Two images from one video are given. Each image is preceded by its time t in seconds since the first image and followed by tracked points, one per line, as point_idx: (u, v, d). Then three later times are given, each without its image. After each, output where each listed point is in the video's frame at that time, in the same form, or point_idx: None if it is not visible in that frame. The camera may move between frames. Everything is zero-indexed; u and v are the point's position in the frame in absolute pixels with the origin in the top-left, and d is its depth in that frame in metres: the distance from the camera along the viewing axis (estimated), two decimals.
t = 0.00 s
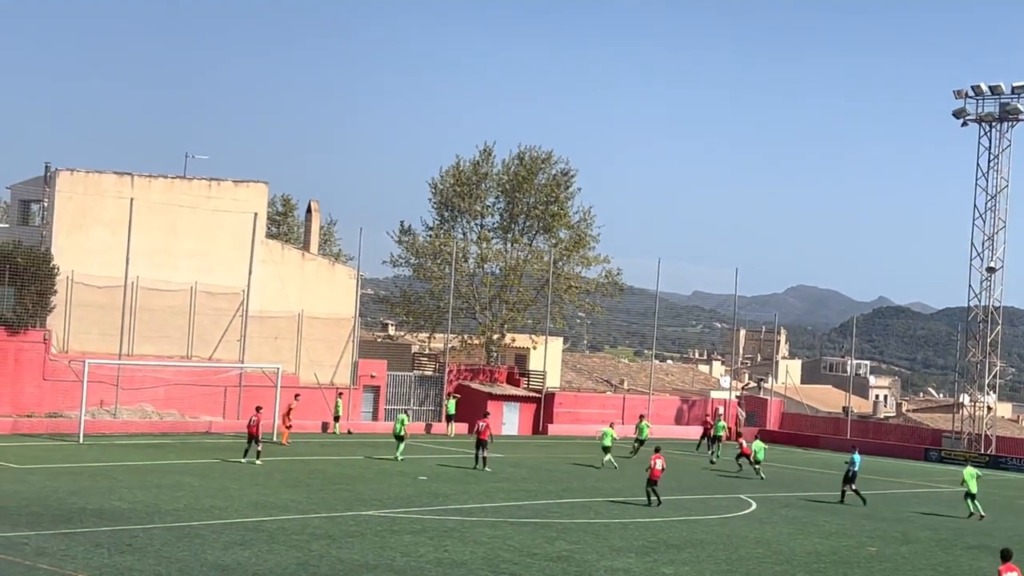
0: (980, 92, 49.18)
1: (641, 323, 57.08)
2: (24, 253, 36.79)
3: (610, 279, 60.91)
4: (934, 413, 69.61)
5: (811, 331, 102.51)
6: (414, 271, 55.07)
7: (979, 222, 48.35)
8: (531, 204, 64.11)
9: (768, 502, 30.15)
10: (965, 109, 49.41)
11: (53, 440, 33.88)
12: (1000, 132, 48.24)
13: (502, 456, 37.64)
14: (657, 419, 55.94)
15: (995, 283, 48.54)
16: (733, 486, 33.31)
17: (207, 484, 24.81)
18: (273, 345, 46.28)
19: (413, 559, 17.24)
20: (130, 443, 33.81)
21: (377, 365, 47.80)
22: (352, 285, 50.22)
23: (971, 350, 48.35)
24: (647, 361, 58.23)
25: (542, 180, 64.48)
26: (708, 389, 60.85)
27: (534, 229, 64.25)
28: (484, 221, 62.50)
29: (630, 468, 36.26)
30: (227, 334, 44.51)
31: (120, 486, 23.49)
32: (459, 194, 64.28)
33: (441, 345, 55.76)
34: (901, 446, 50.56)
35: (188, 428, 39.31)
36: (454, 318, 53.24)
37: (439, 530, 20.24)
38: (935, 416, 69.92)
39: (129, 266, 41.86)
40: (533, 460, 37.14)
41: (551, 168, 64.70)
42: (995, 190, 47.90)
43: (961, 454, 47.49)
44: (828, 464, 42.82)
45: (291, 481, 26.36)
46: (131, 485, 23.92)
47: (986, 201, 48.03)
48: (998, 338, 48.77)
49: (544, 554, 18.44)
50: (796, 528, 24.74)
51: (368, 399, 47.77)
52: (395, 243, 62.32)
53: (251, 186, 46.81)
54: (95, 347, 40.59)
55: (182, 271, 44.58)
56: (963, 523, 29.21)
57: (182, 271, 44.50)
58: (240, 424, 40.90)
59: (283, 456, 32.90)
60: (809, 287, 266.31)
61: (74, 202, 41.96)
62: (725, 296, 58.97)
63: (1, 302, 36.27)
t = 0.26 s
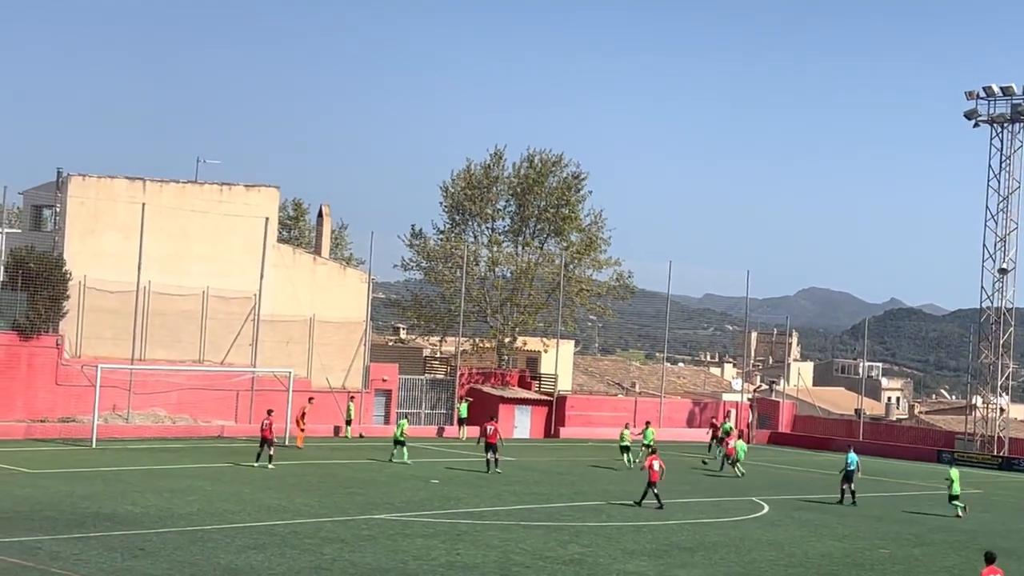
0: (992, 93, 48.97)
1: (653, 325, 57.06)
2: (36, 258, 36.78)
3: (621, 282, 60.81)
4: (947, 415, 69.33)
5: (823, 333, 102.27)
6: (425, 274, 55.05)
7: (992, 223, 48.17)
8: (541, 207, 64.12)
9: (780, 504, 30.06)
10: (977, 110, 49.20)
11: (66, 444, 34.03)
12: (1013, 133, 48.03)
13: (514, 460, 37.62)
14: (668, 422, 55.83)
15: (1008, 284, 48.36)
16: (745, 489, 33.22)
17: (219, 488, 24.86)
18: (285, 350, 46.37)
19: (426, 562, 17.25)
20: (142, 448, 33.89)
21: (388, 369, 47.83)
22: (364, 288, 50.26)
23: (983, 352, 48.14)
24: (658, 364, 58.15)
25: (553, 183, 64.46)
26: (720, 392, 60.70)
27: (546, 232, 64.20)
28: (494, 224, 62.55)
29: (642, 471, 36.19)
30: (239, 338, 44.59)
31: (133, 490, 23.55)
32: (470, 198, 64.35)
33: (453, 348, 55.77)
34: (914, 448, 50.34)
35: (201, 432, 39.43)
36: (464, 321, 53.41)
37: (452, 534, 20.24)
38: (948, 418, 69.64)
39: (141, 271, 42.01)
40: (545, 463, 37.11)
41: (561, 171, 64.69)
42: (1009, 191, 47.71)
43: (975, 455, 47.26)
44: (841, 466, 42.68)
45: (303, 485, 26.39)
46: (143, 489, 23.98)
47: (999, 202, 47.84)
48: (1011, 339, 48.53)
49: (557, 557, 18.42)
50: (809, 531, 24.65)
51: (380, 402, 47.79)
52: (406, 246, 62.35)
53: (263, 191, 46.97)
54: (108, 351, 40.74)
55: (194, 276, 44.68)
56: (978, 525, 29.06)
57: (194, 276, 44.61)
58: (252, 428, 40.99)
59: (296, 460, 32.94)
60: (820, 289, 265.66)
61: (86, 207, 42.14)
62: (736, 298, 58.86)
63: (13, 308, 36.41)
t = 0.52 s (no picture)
0: (1007, 91, 48.74)
1: (667, 325, 57.02)
2: (52, 261, 37.04)
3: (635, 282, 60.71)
4: (963, 415, 69.01)
5: (838, 332, 101.95)
6: (439, 275, 55.01)
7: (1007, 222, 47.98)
8: (555, 207, 64.08)
9: (796, 504, 29.98)
10: (992, 108, 48.97)
11: (83, 446, 34.19)
12: None
13: (529, 461, 37.61)
14: (683, 422, 55.71)
15: None
16: (760, 489, 33.13)
17: (235, 490, 24.91)
18: (300, 351, 46.50)
19: (442, 563, 17.26)
20: (158, 449, 34.02)
21: (403, 370, 47.82)
22: (378, 290, 50.32)
23: (999, 351, 47.94)
24: (673, 363, 58.09)
25: (566, 184, 64.44)
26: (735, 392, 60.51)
27: (559, 233, 64.18)
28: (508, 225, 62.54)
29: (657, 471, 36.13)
30: (254, 340, 44.72)
31: (148, 492, 23.62)
32: (484, 198, 64.34)
33: (467, 349, 55.78)
34: (931, 447, 50.13)
35: (217, 434, 39.58)
36: (479, 322, 53.40)
37: (467, 534, 20.25)
38: (964, 417, 69.32)
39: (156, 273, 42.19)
40: (560, 463, 37.07)
41: (575, 171, 64.64)
42: None
43: (991, 455, 47.04)
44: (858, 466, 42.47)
45: (319, 486, 26.44)
46: (160, 491, 24.07)
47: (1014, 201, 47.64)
48: None
49: (572, 558, 18.39)
50: (825, 531, 24.56)
51: (395, 403, 47.84)
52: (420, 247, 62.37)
53: (276, 193, 47.14)
54: (123, 353, 40.91)
55: (209, 278, 44.85)
56: (995, 524, 28.91)
57: (209, 278, 44.78)
58: (267, 430, 41.09)
59: (311, 461, 33.02)
60: (835, 287, 264.66)
61: (101, 210, 42.37)
62: (750, 298, 58.78)
63: (29, 311, 36.56)
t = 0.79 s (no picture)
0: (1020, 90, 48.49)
1: (679, 326, 56.97)
2: (66, 263, 37.28)
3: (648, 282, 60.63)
4: (977, 415, 68.71)
5: (850, 332, 101.69)
6: (451, 276, 55.05)
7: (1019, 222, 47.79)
8: (567, 208, 64.07)
9: (809, 504, 29.90)
10: (1004, 107, 48.74)
11: (97, 449, 34.33)
12: None
13: (541, 461, 37.61)
14: (696, 422, 55.61)
15: None
16: (773, 489, 33.06)
17: (249, 492, 24.96)
18: (313, 353, 46.59)
19: (455, 564, 17.26)
20: (172, 451, 34.11)
21: (416, 372, 47.77)
22: (390, 291, 50.34)
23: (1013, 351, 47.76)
24: (685, 364, 58.04)
25: (578, 185, 64.42)
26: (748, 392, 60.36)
27: (571, 234, 64.13)
28: (521, 226, 62.54)
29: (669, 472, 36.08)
30: (267, 342, 44.82)
31: (162, 494, 23.70)
32: (496, 200, 64.36)
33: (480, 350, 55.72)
34: (944, 447, 49.97)
35: (230, 436, 39.69)
36: (491, 323, 53.38)
37: (480, 536, 20.25)
38: (978, 417, 69.05)
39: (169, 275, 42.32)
40: (572, 464, 37.05)
41: (587, 172, 64.63)
42: None
43: (1006, 455, 46.86)
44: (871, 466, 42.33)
45: (332, 488, 26.49)
46: (173, 493, 24.13)
47: None
48: None
49: (586, 559, 18.37)
50: (839, 531, 24.47)
51: (407, 405, 47.88)
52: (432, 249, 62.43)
53: (289, 195, 47.17)
54: (137, 355, 41.04)
55: (222, 280, 44.98)
56: (1009, 524, 28.78)
57: (221, 280, 44.91)
58: (280, 432, 41.20)
59: (324, 463, 33.08)
60: (848, 287, 263.75)
61: (114, 212, 42.52)
62: (762, 298, 58.70)
63: (42, 313, 36.65)
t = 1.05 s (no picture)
0: None
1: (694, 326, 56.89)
2: (81, 266, 37.63)
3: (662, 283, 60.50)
4: (994, 415, 68.32)
5: (866, 332, 101.26)
6: (466, 278, 55.07)
7: None
8: (581, 209, 63.99)
9: (825, 505, 29.78)
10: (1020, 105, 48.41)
11: (114, 451, 34.48)
12: None
13: (556, 463, 37.57)
14: (712, 423, 55.45)
15: None
16: (788, 490, 32.94)
17: (265, 494, 25.02)
18: (328, 354, 46.62)
19: (471, 566, 17.25)
20: (188, 454, 34.23)
21: (431, 373, 47.84)
22: (405, 293, 50.31)
23: None
24: (701, 364, 57.92)
25: (592, 185, 64.38)
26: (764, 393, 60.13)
27: (586, 234, 64.02)
28: (535, 228, 62.52)
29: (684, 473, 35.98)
30: (282, 343, 44.86)
31: (178, 496, 23.78)
32: (509, 201, 64.37)
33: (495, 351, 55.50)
34: (961, 447, 49.76)
35: (246, 438, 39.81)
36: (506, 325, 53.30)
37: (496, 537, 20.23)
38: (995, 416, 68.64)
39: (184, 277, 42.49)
40: (587, 466, 36.99)
41: (601, 172, 64.58)
42: None
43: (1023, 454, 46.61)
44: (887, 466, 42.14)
45: (347, 490, 26.51)
46: (189, 495, 24.21)
47: None
48: None
49: (602, 560, 18.34)
50: (855, 532, 24.35)
51: (423, 407, 47.91)
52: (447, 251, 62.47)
53: (304, 197, 47.39)
54: (152, 358, 41.19)
55: (237, 282, 45.09)
56: None
57: (236, 282, 45.02)
58: (296, 434, 41.28)
59: (338, 465, 33.13)
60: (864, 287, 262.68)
61: (130, 215, 42.72)
62: (777, 299, 58.62)
63: (58, 316, 36.97)
